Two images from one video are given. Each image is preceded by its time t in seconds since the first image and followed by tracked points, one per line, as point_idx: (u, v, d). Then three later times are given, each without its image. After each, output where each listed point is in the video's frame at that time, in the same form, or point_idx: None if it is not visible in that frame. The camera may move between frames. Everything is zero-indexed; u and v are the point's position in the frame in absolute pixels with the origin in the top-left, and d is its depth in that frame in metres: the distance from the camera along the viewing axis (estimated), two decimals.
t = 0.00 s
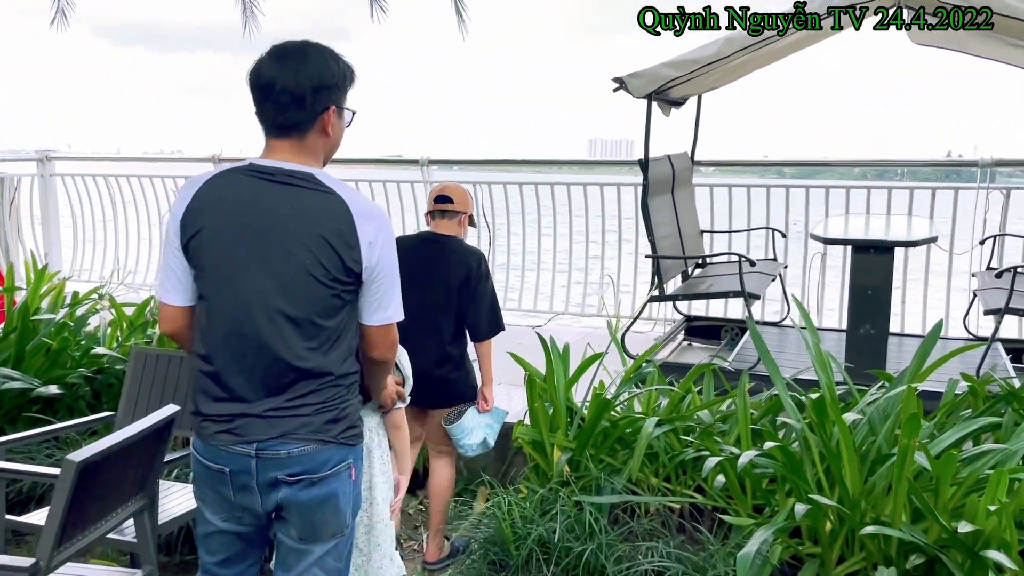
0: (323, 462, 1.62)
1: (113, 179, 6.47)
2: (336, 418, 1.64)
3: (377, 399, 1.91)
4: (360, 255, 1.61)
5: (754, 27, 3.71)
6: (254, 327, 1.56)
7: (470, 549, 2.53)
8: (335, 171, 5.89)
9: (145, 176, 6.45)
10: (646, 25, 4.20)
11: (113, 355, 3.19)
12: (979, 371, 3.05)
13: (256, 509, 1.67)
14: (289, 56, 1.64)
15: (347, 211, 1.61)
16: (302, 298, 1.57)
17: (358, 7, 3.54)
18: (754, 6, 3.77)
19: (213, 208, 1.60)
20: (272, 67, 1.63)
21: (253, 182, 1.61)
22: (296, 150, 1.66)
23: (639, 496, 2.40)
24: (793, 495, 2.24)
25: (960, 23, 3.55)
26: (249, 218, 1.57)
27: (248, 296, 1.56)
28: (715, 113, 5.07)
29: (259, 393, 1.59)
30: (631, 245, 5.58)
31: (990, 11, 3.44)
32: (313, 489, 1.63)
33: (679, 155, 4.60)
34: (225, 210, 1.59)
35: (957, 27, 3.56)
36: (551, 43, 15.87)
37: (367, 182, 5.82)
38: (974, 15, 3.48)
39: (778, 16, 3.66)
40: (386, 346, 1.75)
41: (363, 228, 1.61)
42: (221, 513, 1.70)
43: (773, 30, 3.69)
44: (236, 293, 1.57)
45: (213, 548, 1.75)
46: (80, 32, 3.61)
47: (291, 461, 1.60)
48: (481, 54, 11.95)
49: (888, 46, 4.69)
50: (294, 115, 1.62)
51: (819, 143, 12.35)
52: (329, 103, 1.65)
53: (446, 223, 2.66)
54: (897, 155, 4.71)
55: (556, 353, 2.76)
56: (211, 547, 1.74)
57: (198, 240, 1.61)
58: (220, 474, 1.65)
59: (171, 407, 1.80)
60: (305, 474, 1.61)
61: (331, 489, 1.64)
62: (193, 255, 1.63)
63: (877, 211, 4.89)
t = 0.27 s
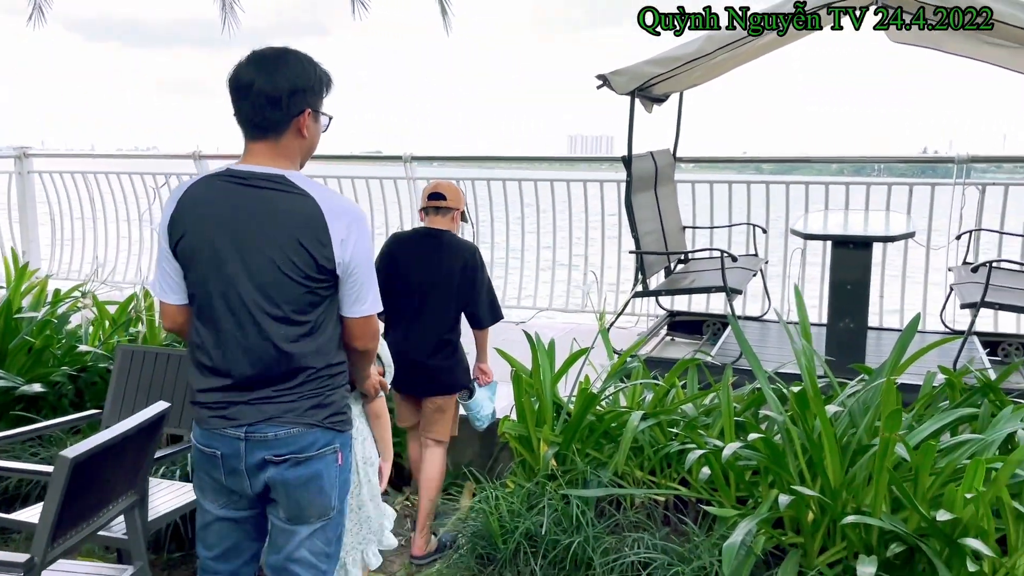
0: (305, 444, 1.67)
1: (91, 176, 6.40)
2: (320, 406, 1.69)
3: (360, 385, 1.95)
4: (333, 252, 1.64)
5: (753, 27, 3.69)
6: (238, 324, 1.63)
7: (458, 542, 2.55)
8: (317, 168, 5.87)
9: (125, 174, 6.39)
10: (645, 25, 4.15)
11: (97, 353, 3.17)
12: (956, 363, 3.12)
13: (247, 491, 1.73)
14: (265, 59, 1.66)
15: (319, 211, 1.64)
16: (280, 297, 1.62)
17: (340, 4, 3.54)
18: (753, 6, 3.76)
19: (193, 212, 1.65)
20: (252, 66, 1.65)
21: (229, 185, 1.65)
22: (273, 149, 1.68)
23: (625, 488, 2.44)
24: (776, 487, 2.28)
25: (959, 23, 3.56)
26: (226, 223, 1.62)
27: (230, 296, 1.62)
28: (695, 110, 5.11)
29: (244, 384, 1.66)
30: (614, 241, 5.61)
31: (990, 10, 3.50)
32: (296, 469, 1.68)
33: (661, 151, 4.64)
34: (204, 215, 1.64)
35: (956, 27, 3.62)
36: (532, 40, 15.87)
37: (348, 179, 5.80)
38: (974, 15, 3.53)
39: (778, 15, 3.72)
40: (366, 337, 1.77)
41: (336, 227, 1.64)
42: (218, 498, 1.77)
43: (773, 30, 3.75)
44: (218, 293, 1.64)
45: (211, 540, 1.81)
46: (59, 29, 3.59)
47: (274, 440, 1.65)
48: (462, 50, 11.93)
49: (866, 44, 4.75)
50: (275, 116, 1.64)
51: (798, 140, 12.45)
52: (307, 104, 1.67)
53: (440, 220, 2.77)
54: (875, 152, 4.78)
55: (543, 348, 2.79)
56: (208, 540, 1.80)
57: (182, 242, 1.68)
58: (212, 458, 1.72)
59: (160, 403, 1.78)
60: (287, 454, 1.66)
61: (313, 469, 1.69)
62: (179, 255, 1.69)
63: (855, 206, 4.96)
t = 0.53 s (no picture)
0: (308, 425, 1.78)
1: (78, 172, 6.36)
2: (318, 385, 1.80)
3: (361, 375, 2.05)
4: (322, 240, 1.73)
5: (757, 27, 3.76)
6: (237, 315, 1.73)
7: (455, 532, 2.59)
8: (307, 164, 5.87)
9: (112, 170, 6.34)
10: (645, 25, 4.30)
11: (93, 348, 3.18)
12: (939, 356, 3.19)
13: (248, 467, 1.84)
14: (251, 65, 1.74)
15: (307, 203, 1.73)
16: (275, 287, 1.71)
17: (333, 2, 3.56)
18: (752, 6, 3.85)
19: (187, 209, 1.73)
20: (242, 70, 1.73)
21: (221, 183, 1.73)
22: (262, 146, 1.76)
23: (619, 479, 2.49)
24: (767, 476, 2.33)
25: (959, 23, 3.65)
26: (221, 219, 1.70)
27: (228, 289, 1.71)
28: (683, 108, 5.17)
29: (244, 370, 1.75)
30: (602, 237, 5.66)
31: (988, 10, 3.61)
32: (302, 449, 1.79)
33: (650, 148, 4.69)
34: (198, 213, 1.72)
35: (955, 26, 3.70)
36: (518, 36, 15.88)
37: (338, 175, 5.82)
38: (973, 15, 3.64)
39: (778, 16, 3.81)
40: (357, 319, 1.86)
41: (323, 217, 1.73)
42: (220, 473, 1.87)
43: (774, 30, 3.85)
44: (217, 286, 1.72)
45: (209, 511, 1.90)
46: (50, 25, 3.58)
47: (277, 423, 1.76)
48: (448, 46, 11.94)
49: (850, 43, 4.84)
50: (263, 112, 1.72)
51: (782, 137, 12.54)
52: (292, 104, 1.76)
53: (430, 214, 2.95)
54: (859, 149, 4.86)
55: (537, 342, 2.83)
56: (208, 511, 1.89)
57: (179, 238, 1.75)
58: (215, 438, 1.82)
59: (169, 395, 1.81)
60: (291, 435, 1.78)
61: (318, 448, 1.81)
62: (176, 250, 1.77)
63: (840, 202, 5.03)
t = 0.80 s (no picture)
0: (322, 401, 1.84)
1: (69, 165, 6.34)
2: (325, 363, 1.85)
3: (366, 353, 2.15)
4: (322, 222, 1.79)
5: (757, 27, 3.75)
6: (245, 298, 1.78)
7: (452, 519, 2.64)
8: (299, 158, 5.89)
9: (103, 164, 6.34)
10: (645, 24, 4.47)
11: (91, 340, 3.20)
12: (923, 347, 3.27)
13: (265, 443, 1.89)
14: (252, 66, 1.81)
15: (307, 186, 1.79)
16: (280, 269, 1.77)
17: None
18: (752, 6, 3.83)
19: (196, 200, 1.81)
20: (245, 70, 1.80)
21: (226, 173, 1.81)
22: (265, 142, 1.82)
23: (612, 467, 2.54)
24: (757, 464, 2.40)
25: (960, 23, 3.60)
26: (227, 207, 1.77)
27: (235, 273, 1.77)
28: (671, 104, 5.23)
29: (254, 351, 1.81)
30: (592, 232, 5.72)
31: (989, 10, 3.58)
32: (317, 424, 1.86)
33: (640, 143, 4.75)
34: (206, 203, 1.80)
35: (956, 26, 3.63)
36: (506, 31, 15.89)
37: (329, 170, 5.85)
38: (974, 15, 3.60)
39: (779, 16, 3.84)
40: (358, 299, 1.90)
41: (321, 200, 1.79)
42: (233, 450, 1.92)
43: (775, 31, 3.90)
44: (225, 271, 1.79)
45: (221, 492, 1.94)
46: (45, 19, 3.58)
47: (293, 401, 1.82)
48: (435, 42, 11.97)
49: (836, 41, 4.90)
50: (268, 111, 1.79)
51: (768, 133, 12.65)
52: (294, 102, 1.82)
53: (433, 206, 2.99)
54: (846, 145, 4.93)
55: (532, 334, 2.87)
56: (220, 492, 1.93)
57: (190, 229, 1.83)
58: (229, 418, 1.87)
59: (176, 385, 1.84)
60: (307, 412, 1.84)
61: (332, 423, 1.87)
62: (188, 240, 1.85)
63: (827, 198, 5.11)
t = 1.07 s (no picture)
0: (339, 387, 1.91)
1: (52, 158, 6.30)
2: (343, 353, 1.92)
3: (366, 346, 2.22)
4: (346, 221, 1.86)
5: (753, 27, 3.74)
6: (271, 290, 1.85)
7: (441, 512, 2.66)
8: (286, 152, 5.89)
9: (87, 157, 6.30)
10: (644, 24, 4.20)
11: (79, 334, 3.20)
12: (904, 341, 3.33)
13: (284, 428, 1.94)
14: (279, 68, 1.86)
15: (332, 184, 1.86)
16: (306, 263, 1.84)
17: None
18: (751, 6, 3.82)
19: (223, 194, 1.86)
20: (270, 75, 1.85)
21: (252, 169, 1.87)
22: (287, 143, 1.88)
23: (599, 460, 2.58)
24: (741, 456, 2.44)
25: (959, 23, 3.49)
26: (254, 202, 1.84)
27: (263, 266, 1.84)
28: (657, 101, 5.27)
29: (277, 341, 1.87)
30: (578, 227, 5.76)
31: (990, 10, 3.47)
32: (334, 410, 1.91)
33: (626, 140, 4.78)
34: (233, 197, 1.85)
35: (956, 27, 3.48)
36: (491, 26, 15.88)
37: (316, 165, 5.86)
38: (974, 15, 3.47)
39: (778, 16, 3.89)
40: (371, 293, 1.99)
41: (345, 198, 1.86)
42: (252, 435, 1.97)
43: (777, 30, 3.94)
44: (252, 263, 1.85)
45: (240, 471, 1.99)
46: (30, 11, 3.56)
47: (312, 387, 1.88)
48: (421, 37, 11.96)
49: (820, 40, 4.96)
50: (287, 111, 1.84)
51: (752, 130, 12.73)
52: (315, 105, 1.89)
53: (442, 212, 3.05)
54: (829, 143, 4.99)
55: (519, 328, 2.90)
56: (238, 472, 1.98)
57: (215, 222, 1.89)
58: (250, 403, 1.92)
59: (168, 378, 1.84)
60: (324, 398, 1.89)
61: (348, 409, 1.93)
62: (213, 233, 1.91)
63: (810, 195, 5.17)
